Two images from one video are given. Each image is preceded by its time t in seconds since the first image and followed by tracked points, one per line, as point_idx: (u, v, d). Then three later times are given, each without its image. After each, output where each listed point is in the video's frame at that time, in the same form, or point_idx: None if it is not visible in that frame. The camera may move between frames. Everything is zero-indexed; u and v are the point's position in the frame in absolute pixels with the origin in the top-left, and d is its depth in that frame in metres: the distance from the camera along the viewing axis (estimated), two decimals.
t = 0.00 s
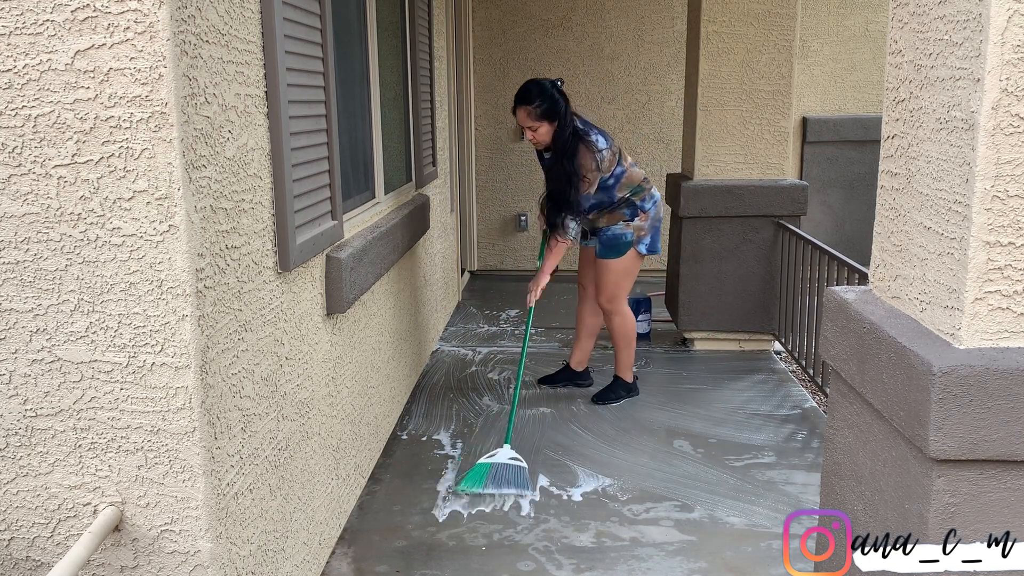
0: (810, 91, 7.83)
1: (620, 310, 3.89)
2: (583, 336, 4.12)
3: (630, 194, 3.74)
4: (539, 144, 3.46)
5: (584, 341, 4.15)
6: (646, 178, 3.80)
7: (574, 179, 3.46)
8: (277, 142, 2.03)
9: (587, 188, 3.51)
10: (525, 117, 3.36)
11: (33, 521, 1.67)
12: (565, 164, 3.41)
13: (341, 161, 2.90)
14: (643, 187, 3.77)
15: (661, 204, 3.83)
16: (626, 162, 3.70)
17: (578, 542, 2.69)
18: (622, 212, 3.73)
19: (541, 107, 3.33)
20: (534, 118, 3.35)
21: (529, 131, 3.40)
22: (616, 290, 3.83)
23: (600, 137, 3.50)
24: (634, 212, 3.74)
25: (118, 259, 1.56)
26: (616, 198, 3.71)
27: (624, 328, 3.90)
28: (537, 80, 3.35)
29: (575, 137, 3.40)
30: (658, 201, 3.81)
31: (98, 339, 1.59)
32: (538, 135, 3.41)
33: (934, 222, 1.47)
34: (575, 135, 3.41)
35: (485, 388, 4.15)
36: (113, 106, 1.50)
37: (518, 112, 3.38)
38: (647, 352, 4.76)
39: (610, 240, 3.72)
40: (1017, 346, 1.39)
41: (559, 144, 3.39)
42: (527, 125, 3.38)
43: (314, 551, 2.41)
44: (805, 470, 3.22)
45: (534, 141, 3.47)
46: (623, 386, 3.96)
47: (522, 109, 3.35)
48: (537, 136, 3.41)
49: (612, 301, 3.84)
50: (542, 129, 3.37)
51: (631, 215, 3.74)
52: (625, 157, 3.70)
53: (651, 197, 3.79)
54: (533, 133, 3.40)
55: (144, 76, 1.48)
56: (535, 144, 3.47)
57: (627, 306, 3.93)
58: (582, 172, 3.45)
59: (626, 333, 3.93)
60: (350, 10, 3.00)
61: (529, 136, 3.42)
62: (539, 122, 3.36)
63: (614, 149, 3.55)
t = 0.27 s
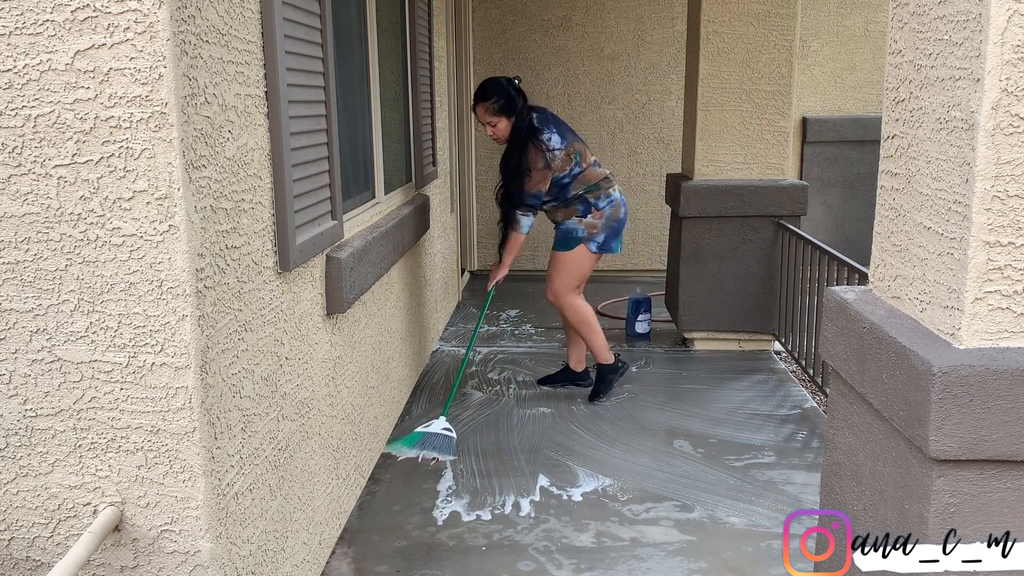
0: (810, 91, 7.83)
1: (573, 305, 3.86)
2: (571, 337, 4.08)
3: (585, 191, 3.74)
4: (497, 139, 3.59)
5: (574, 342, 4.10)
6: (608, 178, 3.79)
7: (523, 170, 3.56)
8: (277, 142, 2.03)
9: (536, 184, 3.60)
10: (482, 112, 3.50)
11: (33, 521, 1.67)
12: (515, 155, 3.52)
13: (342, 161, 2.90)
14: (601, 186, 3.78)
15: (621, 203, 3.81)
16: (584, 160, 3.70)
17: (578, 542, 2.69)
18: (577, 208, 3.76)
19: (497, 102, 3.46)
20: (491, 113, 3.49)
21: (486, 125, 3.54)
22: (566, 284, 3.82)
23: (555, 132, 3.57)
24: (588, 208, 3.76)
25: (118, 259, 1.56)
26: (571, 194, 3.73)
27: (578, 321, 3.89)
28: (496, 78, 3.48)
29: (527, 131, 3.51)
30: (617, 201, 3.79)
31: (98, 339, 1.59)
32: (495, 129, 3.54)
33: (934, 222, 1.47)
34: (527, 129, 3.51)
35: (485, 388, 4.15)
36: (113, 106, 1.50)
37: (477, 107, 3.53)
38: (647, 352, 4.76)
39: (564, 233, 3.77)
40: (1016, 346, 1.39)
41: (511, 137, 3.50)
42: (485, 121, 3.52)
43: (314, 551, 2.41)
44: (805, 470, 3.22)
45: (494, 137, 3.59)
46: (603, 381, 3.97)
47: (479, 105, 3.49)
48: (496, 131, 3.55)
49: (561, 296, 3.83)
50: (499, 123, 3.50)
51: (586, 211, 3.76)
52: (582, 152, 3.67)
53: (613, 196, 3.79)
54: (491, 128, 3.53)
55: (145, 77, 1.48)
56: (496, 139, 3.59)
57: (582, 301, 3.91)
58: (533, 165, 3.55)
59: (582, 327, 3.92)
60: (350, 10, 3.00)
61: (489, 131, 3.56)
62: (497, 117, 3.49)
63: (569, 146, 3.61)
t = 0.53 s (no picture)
0: (810, 91, 7.83)
1: (550, 324, 3.59)
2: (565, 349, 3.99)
3: (565, 207, 3.52)
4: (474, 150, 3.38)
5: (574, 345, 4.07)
6: (588, 193, 3.58)
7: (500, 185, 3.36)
8: (277, 142, 2.03)
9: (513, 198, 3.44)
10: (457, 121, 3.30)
11: (33, 521, 1.67)
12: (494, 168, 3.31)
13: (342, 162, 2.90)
14: (582, 201, 3.56)
15: (603, 220, 3.60)
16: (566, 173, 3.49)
17: (578, 542, 2.69)
18: (557, 223, 3.54)
19: (475, 110, 3.26)
20: (467, 122, 3.29)
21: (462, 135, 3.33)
22: (549, 301, 3.58)
23: (535, 145, 3.38)
24: (568, 224, 3.54)
25: (118, 259, 1.56)
26: (551, 210, 3.51)
27: (549, 343, 3.57)
28: (472, 86, 3.29)
29: (505, 142, 3.30)
30: (599, 216, 3.58)
31: (98, 339, 1.59)
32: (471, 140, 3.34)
33: (934, 222, 1.47)
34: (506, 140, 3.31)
35: (485, 388, 4.15)
36: (113, 106, 1.50)
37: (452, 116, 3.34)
38: (647, 352, 4.76)
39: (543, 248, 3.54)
40: (1017, 346, 1.39)
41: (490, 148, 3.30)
42: (461, 129, 3.32)
43: (313, 551, 2.41)
44: (805, 470, 3.22)
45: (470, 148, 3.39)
46: (538, 415, 3.59)
47: (456, 112, 3.29)
48: (472, 141, 3.34)
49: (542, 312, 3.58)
50: (475, 133, 3.30)
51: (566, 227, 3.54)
52: (562, 164, 3.46)
53: (594, 211, 3.58)
54: (467, 138, 3.32)
55: (145, 76, 1.48)
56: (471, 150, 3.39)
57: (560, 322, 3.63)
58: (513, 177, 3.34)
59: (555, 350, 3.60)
60: (350, 10, 3.00)
61: (465, 141, 3.35)
62: (475, 127, 3.30)
63: (548, 159, 3.41)
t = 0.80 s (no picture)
0: (810, 91, 7.83)
1: (543, 331, 3.54)
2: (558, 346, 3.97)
3: (556, 215, 3.37)
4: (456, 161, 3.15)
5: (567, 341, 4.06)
6: (579, 195, 3.44)
7: (492, 199, 3.16)
8: (277, 142, 2.03)
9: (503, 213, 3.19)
10: (438, 132, 3.06)
11: (33, 521, 1.67)
12: (484, 184, 3.11)
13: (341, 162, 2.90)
14: (572, 204, 3.42)
15: (594, 222, 3.48)
16: (552, 181, 3.31)
17: (577, 542, 2.69)
18: (547, 232, 3.39)
19: (457, 121, 3.02)
20: (449, 134, 3.04)
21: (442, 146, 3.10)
22: (542, 310, 3.49)
23: (519, 154, 3.18)
24: (559, 232, 3.40)
25: (118, 259, 1.56)
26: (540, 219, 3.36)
27: (542, 351, 3.55)
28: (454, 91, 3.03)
29: (493, 154, 3.10)
30: (590, 220, 3.46)
31: (98, 339, 1.59)
32: (453, 151, 3.11)
33: (934, 222, 1.47)
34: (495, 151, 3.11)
35: (485, 388, 4.15)
36: (113, 106, 1.50)
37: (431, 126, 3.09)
38: (647, 352, 4.76)
39: (532, 259, 3.41)
40: (1016, 347, 1.39)
41: (478, 161, 3.10)
42: (442, 141, 3.08)
43: (313, 552, 2.41)
44: (805, 470, 3.22)
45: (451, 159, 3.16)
46: (538, 417, 3.60)
47: (436, 124, 3.04)
48: (453, 154, 3.11)
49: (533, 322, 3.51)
50: (459, 146, 3.07)
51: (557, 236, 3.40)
52: (549, 171, 3.29)
53: (585, 214, 3.46)
54: (449, 150, 3.09)
55: (145, 77, 1.48)
56: (451, 162, 3.16)
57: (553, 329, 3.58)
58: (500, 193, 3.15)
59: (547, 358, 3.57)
60: (350, 10, 3.00)
61: (444, 154, 3.11)
62: (457, 138, 3.06)
63: (535, 168, 3.23)
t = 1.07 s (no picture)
0: (810, 91, 7.83)
1: (550, 331, 3.54)
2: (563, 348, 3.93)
3: (566, 213, 3.40)
4: (470, 163, 3.11)
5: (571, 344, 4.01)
6: (588, 194, 3.47)
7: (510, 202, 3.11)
8: (277, 143, 2.03)
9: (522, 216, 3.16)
10: (453, 133, 3.02)
11: (33, 521, 1.67)
12: (501, 183, 3.07)
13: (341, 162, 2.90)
14: (582, 204, 3.44)
15: (603, 221, 3.51)
16: (563, 180, 3.34)
17: (577, 542, 2.69)
18: (557, 231, 3.42)
19: (474, 122, 2.99)
20: (466, 134, 3.00)
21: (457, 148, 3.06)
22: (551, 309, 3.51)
23: (534, 154, 3.16)
24: (570, 231, 3.43)
25: (118, 259, 1.56)
26: (552, 218, 3.38)
27: (548, 350, 3.55)
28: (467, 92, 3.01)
29: (509, 154, 3.07)
30: (600, 218, 3.48)
31: (98, 339, 1.59)
32: (468, 152, 3.06)
33: (934, 222, 1.47)
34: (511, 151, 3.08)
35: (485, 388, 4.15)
36: (113, 106, 1.50)
37: (445, 127, 3.04)
38: (647, 352, 4.76)
39: (543, 258, 3.42)
40: (1016, 347, 1.39)
41: (495, 161, 3.06)
42: (457, 141, 3.03)
43: (313, 551, 2.41)
44: (805, 470, 3.22)
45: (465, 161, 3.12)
46: (538, 417, 3.60)
47: (452, 124, 3.00)
48: (469, 154, 3.07)
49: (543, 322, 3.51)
50: (475, 146, 3.03)
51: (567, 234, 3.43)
52: (561, 170, 3.32)
53: (595, 213, 3.48)
54: (465, 150, 3.04)
55: (145, 77, 1.48)
56: (465, 163, 3.11)
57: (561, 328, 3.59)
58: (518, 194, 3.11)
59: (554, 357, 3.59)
60: (350, 10, 3.00)
61: (459, 154, 3.07)
62: (474, 138, 3.02)
63: (550, 168, 3.24)
